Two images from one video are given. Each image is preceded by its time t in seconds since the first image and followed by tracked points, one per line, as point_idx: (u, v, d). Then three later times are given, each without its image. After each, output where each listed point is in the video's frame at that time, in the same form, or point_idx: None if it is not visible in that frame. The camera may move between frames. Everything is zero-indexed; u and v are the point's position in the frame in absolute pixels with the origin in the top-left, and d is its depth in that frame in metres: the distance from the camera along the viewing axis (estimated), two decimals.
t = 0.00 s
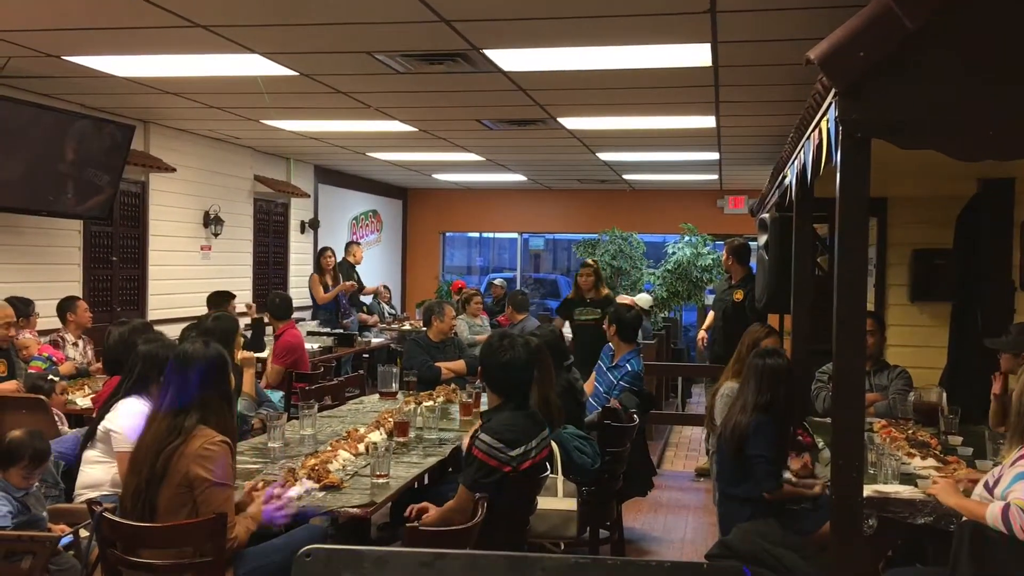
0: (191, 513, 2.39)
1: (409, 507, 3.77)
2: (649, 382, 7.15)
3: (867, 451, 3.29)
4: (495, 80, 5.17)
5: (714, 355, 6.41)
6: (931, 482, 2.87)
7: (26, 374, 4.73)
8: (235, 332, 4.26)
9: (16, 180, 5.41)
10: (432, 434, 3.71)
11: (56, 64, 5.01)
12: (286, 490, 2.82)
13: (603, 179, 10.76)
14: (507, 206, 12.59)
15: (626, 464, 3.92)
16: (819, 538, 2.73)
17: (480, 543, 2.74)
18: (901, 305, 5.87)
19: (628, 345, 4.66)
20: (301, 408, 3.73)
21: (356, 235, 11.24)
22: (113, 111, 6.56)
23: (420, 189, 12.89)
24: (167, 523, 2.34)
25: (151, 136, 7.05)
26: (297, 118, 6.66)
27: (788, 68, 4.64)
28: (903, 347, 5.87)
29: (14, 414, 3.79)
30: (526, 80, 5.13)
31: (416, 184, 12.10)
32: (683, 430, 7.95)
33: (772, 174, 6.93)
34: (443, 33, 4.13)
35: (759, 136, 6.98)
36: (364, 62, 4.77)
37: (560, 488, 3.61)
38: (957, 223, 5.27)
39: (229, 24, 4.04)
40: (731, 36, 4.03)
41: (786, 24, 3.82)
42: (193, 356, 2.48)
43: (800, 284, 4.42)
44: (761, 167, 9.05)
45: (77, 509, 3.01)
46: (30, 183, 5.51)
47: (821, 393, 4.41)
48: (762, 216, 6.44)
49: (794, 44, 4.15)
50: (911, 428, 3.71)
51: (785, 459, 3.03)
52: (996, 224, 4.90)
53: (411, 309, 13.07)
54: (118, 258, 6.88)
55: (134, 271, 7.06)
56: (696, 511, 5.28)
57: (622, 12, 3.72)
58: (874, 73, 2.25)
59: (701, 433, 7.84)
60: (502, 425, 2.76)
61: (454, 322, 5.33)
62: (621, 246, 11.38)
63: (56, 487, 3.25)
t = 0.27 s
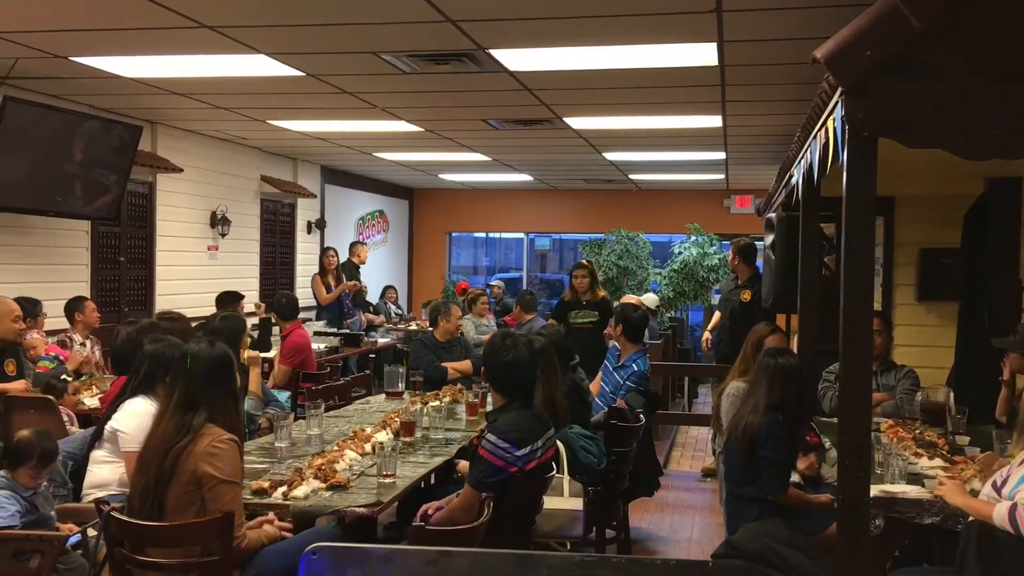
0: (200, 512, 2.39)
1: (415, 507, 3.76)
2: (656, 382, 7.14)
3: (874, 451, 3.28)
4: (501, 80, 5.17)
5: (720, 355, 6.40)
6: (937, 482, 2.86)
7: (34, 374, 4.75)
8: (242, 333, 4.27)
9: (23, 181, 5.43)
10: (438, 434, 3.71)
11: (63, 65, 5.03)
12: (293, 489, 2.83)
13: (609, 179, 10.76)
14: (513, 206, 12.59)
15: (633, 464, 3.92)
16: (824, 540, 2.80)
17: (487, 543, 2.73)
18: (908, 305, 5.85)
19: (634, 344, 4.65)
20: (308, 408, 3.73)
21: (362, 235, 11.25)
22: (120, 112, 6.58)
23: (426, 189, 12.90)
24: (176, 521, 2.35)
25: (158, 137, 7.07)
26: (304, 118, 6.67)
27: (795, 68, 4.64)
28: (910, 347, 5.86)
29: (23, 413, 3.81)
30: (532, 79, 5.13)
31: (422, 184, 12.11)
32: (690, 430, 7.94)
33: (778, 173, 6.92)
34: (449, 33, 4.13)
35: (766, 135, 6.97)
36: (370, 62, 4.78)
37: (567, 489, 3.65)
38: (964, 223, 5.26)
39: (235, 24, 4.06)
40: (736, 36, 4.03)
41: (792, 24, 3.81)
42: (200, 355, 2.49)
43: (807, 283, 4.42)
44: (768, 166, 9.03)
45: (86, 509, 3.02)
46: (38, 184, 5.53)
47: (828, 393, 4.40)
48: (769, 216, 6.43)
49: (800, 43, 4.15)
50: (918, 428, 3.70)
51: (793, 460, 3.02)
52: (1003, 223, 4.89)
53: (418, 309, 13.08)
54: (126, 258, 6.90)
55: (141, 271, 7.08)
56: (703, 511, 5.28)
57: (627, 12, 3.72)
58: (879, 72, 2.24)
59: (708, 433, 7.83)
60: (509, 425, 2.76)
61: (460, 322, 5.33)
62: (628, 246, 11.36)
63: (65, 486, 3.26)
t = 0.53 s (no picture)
0: (208, 509, 2.41)
1: (423, 506, 3.77)
2: (663, 382, 7.13)
3: (881, 452, 3.28)
4: (508, 81, 5.17)
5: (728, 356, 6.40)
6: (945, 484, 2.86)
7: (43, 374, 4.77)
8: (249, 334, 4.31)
9: (33, 182, 5.46)
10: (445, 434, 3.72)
11: (73, 66, 5.05)
12: (301, 489, 2.84)
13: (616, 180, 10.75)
14: (520, 206, 12.59)
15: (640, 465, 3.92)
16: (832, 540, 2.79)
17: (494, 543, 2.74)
18: (916, 306, 5.84)
19: (640, 345, 4.66)
20: (316, 408, 3.74)
21: (370, 236, 11.27)
22: (129, 113, 6.60)
23: (433, 189, 12.91)
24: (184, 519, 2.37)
25: (167, 138, 7.10)
26: (312, 119, 6.68)
27: (802, 68, 4.63)
28: (918, 348, 5.85)
29: (32, 412, 3.83)
30: (539, 80, 5.13)
31: (429, 184, 12.11)
32: (697, 431, 7.93)
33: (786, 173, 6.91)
34: (457, 34, 4.14)
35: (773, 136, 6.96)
36: (378, 63, 4.79)
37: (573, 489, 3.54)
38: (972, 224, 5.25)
39: (243, 25, 4.07)
40: (744, 36, 4.03)
41: (800, 24, 3.81)
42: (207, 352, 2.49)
43: (814, 284, 4.41)
44: (775, 167, 9.01)
45: (94, 508, 3.03)
46: (47, 185, 5.56)
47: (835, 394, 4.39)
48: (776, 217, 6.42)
49: (807, 44, 4.14)
50: (925, 429, 3.69)
51: (800, 462, 3.01)
52: (1012, 224, 4.87)
53: (425, 309, 13.09)
54: (135, 258, 6.92)
55: (149, 271, 7.10)
56: (710, 512, 5.27)
57: (635, 13, 3.72)
58: (888, 73, 2.23)
59: (715, 434, 7.82)
60: (515, 425, 2.76)
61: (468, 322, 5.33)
62: (635, 247, 11.35)
63: (74, 485, 3.28)
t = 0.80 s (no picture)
0: (217, 504, 2.42)
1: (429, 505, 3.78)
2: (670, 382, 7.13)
3: (888, 452, 3.27)
4: (515, 80, 5.18)
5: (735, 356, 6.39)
6: (952, 484, 2.85)
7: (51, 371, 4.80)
8: (256, 332, 4.32)
9: (42, 180, 5.48)
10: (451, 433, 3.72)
11: (81, 65, 5.07)
12: (307, 487, 2.85)
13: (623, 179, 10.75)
14: (528, 206, 12.59)
15: (646, 465, 3.92)
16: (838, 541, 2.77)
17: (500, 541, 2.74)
18: (924, 306, 5.83)
19: (638, 341, 4.66)
20: (323, 406, 3.75)
21: (377, 235, 11.29)
22: (137, 111, 6.62)
23: (441, 189, 12.92)
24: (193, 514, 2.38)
25: (175, 137, 7.12)
26: (320, 118, 6.70)
27: (810, 67, 4.62)
28: (925, 348, 5.84)
29: (40, 408, 3.85)
30: (546, 80, 5.13)
31: (437, 184, 12.12)
32: (704, 431, 7.92)
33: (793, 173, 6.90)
34: (464, 33, 4.14)
35: (781, 135, 6.94)
36: (385, 62, 4.80)
37: (581, 488, 3.51)
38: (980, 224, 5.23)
39: (251, 25, 4.08)
40: (751, 35, 4.02)
41: (807, 23, 3.80)
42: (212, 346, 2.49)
43: (821, 283, 4.40)
44: (784, 167, 8.99)
45: (101, 506, 3.03)
46: (56, 184, 5.58)
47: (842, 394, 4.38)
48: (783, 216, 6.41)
49: (815, 43, 4.13)
50: (933, 429, 3.68)
51: (805, 461, 3.01)
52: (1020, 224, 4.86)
53: (432, 309, 13.10)
54: (143, 257, 6.95)
55: (158, 270, 7.13)
56: (717, 512, 5.26)
57: (641, 12, 3.72)
58: (898, 72, 2.22)
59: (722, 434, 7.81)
60: (520, 423, 2.77)
61: (475, 321, 5.34)
62: (642, 246, 11.33)
63: (82, 482, 3.30)
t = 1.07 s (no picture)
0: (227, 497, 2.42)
1: (435, 501, 3.78)
2: (677, 380, 7.12)
3: (895, 450, 3.27)
4: (523, 77, 5.18)
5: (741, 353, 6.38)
6: (959, 481, 2.85)
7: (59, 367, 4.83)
8: (263, 328, 4.34)
9: (51, 177, 5.50)
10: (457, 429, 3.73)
11: (90, 62, 5.09)
12: (314, 482, 2.85)
13: (630, 177, 10.74)
14: (536, 203, 12.58)
15: (652, 462, 3.93)
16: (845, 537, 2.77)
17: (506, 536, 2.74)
18: (932, 304, 5.81)
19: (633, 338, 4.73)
20: (329, 403, 3.76)
21: (384, 232, 11.30)
22: (145, 108, 6.64)
23: (448, 186, 12.92)
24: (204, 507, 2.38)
25: (183, 133, 7.14)
26: (327, 115, 6.71)
27: (818, 64, 4.61)
28: (933, 346, 5.82)
29: (49, 403, 3.87)
30: (554, 77, 5.13)
31: (444, 181, 12.13)
32: (711, 428, 7.92)
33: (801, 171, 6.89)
34: (471, 30, 4.15)
35: (789, 133, 6.93)
36: (392, 59, 4.80)
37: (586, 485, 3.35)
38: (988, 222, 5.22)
39: (258, 21, 4.09)
40: (759, 32, 4.02)
41: (815, 20, 3.79)
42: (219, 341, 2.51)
43: (829, 281, 4.39)
44: (792, 164, 8.97)
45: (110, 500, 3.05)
46: (65, 180, 5.61)
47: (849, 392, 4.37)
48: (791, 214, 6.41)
49: (823, 40, 4.13)
50: (941, 427, 3.68)
51: (811, 458, 3.00)
52: None
53: (439, 306, 13.11)
54: (151, 253, 6.97)
55: (166, 266, 7.15)
56: (723, 510, 5.26)
57: (649, 9, 3.72)
58: (906, 69, 2.20)
59: (728, 432, 7.80)
60: (526, 420, 2.77)
61: (480, 319, 5.37)
62: (649, 244, 11.32)
63: (90, 477, 3.31)
